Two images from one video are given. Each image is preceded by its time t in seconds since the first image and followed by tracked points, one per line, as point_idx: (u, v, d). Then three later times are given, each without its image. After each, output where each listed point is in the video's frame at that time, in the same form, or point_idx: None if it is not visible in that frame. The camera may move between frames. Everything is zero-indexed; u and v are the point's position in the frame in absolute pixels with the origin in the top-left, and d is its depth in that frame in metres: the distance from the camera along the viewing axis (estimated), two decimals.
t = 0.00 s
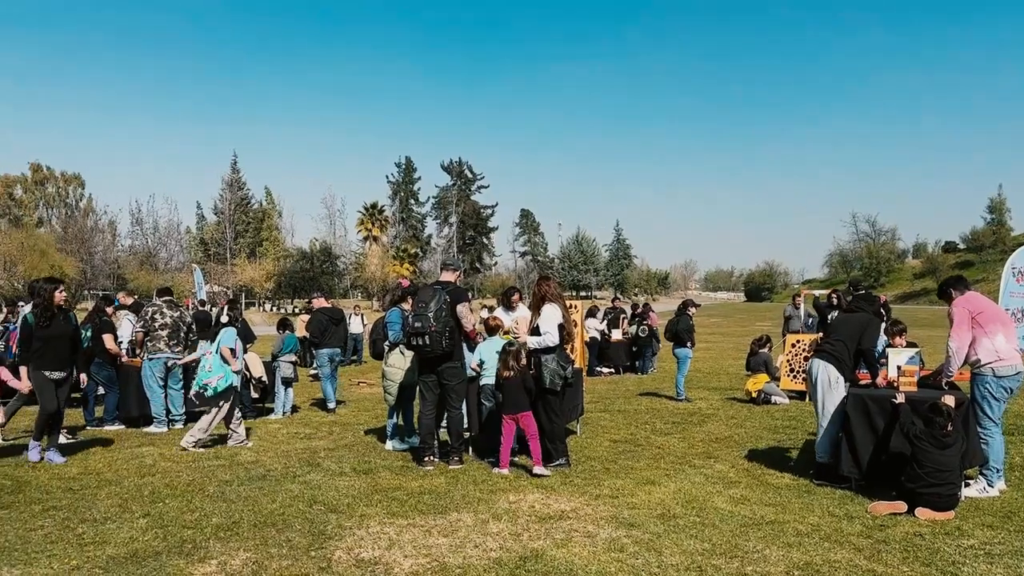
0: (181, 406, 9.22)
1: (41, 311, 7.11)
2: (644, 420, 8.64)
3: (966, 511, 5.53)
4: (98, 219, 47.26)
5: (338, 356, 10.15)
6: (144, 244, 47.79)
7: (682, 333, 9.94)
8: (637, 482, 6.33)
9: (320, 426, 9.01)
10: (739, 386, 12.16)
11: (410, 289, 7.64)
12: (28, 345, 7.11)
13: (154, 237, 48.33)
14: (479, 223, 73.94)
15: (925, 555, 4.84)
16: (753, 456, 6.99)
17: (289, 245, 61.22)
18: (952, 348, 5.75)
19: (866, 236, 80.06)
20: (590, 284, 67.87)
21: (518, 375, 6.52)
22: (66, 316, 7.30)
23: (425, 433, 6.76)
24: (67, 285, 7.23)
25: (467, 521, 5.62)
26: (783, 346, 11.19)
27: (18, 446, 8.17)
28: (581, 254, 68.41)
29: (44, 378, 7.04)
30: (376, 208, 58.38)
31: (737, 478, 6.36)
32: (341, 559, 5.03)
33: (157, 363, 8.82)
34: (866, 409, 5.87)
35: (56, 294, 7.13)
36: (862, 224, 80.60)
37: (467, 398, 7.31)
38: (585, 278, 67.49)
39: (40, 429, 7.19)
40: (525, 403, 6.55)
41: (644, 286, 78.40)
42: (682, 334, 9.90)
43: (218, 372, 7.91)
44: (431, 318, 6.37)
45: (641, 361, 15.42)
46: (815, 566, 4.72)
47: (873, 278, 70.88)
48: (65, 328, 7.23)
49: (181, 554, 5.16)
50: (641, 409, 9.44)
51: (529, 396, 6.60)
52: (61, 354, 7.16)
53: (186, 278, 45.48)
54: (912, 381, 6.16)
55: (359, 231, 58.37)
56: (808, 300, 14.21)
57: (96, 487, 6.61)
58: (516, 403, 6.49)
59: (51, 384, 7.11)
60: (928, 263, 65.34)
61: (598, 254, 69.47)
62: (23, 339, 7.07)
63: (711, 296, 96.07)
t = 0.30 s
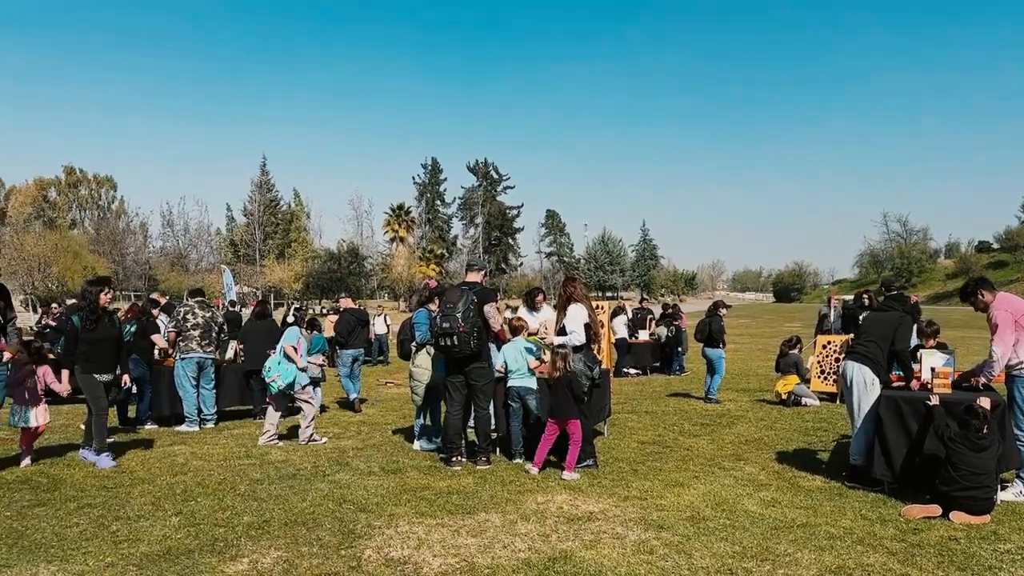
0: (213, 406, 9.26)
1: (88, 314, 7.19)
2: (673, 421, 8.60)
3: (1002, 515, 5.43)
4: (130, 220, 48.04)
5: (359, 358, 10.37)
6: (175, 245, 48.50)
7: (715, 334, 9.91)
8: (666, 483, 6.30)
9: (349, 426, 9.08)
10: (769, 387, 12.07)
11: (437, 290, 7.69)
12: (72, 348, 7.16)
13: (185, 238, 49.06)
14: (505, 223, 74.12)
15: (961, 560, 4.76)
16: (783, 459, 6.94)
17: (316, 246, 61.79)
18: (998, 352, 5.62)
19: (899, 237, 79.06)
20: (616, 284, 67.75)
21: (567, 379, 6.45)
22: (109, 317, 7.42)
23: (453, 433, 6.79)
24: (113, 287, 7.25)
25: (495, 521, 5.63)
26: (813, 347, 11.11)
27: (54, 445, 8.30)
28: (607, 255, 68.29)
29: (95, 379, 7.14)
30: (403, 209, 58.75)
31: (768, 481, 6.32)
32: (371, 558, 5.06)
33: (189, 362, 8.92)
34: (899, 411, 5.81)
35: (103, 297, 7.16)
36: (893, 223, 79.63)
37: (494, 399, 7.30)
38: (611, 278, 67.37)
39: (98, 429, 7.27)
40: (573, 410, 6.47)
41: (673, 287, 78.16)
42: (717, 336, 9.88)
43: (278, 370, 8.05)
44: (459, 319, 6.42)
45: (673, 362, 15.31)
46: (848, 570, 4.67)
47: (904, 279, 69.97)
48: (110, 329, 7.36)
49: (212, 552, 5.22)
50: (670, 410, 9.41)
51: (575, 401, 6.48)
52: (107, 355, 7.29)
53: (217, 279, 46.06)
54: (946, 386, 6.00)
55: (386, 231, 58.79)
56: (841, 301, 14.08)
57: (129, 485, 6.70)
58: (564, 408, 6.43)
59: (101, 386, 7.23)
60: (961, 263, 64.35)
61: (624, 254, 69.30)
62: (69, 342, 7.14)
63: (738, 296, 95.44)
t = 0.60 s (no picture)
0: (243, 405, 9.38)
1: (131, 311, 7.31)
2: (701, 422, 8.57)
3: None
4: (161, 221, 48.74)
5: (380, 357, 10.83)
6: (204, 245, 49.09)
7: (748, 333, 10.25)
8: (695, 485, 6.26)
9: (376, 425, 9.13)
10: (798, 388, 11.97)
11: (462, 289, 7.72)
12: (115, 345, 7.29)
13: (214, 239, 49.71)
14: (530, 224, 74.20)
15: (997, 564, 4.68)
16: (812, 460, 6.88)
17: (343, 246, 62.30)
18: None
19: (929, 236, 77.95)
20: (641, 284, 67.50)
21: (601, 379, 6.43)
22: (152, 315, 7.53)
23: (480, 433, 6.81)
24: (153, 284, 7.42)
25: (523, 522, 5.63)
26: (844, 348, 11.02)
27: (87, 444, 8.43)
28: (632, 254, 68.06)
29: (136, 379, 7.30)
30: (428, 210, 59.11)
31: (798, 483, 6.26)
32: (400, 557, 5.09)
33: (220, 362, 8.98)
34: (933, 413, 5.75)
35: (144, 294, 7.30)
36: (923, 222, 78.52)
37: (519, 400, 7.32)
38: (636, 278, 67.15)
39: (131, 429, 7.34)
40: (607, 409, 6.46)
41: (699, 288, 77.72)
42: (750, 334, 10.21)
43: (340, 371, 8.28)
44: (486, 318, 6.43)
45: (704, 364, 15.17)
46: (880, 574, 4.61)
47: (935, 278, 68.99)
48: (152, 327, 7.48)
49: (243, 549, 5.27)
50: (697, 411, 9.37)
51: (609, 399, 6.42)
52: (149, 353, 7.42)
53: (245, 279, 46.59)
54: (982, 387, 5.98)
55: (412, 232, 59.14)
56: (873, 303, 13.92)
57: (160, 483, 6.79)
58: (598, 408, 6.43)
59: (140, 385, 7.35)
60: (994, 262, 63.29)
61: (649, 254, 69.04)
62: (112, 339, 7.26)
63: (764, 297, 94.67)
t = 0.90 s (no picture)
0: (272, 404, 9.47)
1: (178, 311, 7.39)
2: (729, 423, 8.51)
3: None
4: (190, 223, 49.43)
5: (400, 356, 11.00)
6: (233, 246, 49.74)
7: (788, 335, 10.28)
8: (724, 487, 6.22)
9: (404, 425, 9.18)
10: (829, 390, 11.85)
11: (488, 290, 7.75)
12: (161, 346, 7.32)
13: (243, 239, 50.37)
14: (555, 224, 74.19)
15: None
16: (842, 462, 6.82)
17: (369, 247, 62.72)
18: None
19: (961, 235, 76.71)
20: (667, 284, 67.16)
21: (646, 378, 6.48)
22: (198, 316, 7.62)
23: (506, 433, 6.82)
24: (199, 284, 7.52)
25: (550, 522, 5.62)
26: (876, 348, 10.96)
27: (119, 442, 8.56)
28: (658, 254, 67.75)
29: (177, 380, 7.39)
30: (453, 209, 59.31)
31: (829, 485, 6.20)
32: (428, 556, 5.11)
33: (250, 361, 9.15)
34: (966, 415, 5.67)
35: (190, 295, 7.43)
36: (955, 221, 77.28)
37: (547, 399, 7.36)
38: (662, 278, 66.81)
39: (162, 428, 7.42)
40: (650, 409, 6.49)
41: (727, 288, 77.15)
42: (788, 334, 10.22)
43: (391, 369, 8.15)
44: (511, 317, 6.45)
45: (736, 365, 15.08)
46: None
47: (967, 278, 67.88)
48: (198, 327, 7.54)
49: (273, 547, 5.33)
50: (725, 412, 9.32)
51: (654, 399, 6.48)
52: (194, 355, 7.47)
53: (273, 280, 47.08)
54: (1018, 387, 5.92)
55: (438, 232, 59.40)
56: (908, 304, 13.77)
57: (191, 481, 6.88)
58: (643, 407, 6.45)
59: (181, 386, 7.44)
60: None
61: (675, 254, 68.69)
62: (159, 340, 7.29)
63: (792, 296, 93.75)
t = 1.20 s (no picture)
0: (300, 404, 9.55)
1: (227, 311, 7.48)
2: (758, 424, 8.46)
3: None
4: (218, 224, 50.02)
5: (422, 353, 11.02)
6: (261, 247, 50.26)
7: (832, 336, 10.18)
8: (753, 488, 6.18)
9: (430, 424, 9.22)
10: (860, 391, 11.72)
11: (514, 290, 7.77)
12: (213, 345, 7.42)
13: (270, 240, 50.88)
14: (580, 224, 74.03)
15: None
16: (873, 463, 6.74)
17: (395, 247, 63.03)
18: None
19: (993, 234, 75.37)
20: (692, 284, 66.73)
21: (691, 378, 6.49)
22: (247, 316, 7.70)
23: (533, 432, 6.82)
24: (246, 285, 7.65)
25: (577, 522, 5.62)
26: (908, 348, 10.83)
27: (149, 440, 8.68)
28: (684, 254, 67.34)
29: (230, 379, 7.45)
30: (479, 210, 59.38)
31: (860, 487, 6.13)
32: (456, 555, 5.12)
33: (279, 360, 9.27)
34: (1002, 417, 5.56)
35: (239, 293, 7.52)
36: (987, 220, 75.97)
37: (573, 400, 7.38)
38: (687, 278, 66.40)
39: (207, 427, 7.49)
40: (696, 407, 6.54)
41: (753, 287, 76.50)
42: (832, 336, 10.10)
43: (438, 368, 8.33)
44: (537, 317, 6.45)
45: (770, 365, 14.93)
46: None
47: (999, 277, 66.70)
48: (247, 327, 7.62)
49: (303, 545, 5.37)
50: (753, 413, 9.25)
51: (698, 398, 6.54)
52: (245, 354, 7.53)
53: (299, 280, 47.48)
54: None
55: (463, 232, 59.52)
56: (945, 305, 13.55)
57: (221, 478, 6.96)
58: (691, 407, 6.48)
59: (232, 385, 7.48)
60: None
61: (701, 254, 68.24)
62: (210, 339, 7.38)
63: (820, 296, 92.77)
